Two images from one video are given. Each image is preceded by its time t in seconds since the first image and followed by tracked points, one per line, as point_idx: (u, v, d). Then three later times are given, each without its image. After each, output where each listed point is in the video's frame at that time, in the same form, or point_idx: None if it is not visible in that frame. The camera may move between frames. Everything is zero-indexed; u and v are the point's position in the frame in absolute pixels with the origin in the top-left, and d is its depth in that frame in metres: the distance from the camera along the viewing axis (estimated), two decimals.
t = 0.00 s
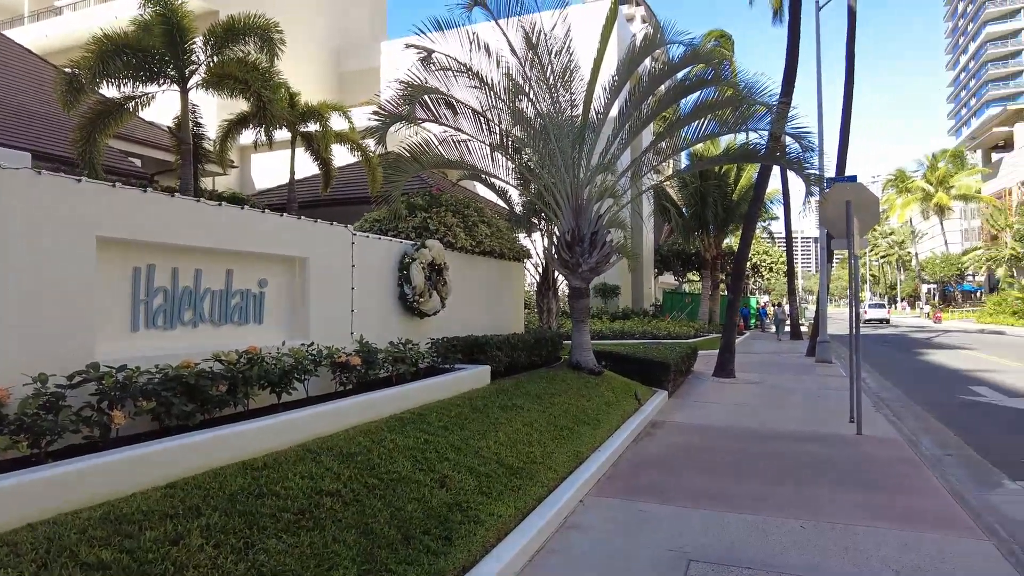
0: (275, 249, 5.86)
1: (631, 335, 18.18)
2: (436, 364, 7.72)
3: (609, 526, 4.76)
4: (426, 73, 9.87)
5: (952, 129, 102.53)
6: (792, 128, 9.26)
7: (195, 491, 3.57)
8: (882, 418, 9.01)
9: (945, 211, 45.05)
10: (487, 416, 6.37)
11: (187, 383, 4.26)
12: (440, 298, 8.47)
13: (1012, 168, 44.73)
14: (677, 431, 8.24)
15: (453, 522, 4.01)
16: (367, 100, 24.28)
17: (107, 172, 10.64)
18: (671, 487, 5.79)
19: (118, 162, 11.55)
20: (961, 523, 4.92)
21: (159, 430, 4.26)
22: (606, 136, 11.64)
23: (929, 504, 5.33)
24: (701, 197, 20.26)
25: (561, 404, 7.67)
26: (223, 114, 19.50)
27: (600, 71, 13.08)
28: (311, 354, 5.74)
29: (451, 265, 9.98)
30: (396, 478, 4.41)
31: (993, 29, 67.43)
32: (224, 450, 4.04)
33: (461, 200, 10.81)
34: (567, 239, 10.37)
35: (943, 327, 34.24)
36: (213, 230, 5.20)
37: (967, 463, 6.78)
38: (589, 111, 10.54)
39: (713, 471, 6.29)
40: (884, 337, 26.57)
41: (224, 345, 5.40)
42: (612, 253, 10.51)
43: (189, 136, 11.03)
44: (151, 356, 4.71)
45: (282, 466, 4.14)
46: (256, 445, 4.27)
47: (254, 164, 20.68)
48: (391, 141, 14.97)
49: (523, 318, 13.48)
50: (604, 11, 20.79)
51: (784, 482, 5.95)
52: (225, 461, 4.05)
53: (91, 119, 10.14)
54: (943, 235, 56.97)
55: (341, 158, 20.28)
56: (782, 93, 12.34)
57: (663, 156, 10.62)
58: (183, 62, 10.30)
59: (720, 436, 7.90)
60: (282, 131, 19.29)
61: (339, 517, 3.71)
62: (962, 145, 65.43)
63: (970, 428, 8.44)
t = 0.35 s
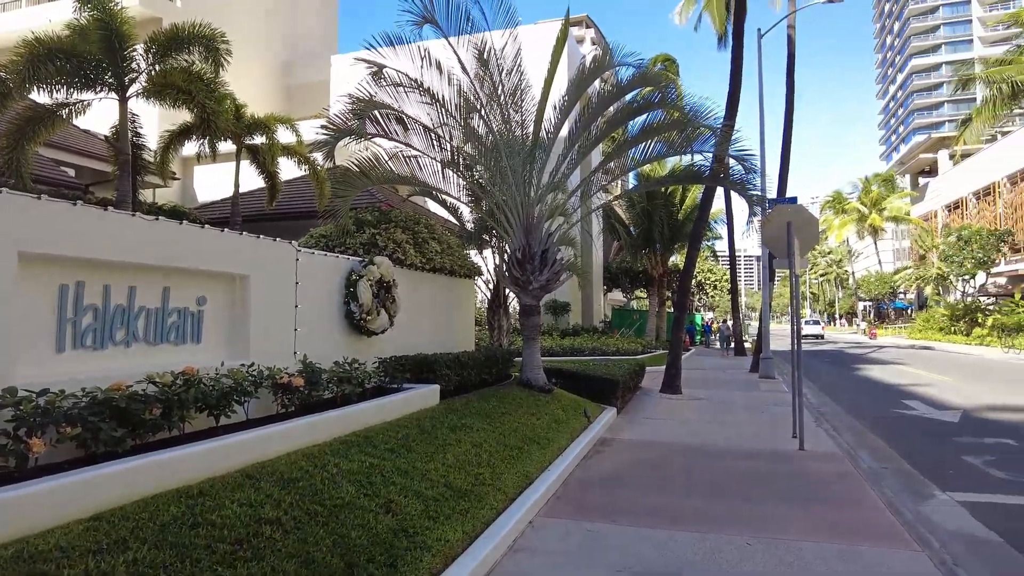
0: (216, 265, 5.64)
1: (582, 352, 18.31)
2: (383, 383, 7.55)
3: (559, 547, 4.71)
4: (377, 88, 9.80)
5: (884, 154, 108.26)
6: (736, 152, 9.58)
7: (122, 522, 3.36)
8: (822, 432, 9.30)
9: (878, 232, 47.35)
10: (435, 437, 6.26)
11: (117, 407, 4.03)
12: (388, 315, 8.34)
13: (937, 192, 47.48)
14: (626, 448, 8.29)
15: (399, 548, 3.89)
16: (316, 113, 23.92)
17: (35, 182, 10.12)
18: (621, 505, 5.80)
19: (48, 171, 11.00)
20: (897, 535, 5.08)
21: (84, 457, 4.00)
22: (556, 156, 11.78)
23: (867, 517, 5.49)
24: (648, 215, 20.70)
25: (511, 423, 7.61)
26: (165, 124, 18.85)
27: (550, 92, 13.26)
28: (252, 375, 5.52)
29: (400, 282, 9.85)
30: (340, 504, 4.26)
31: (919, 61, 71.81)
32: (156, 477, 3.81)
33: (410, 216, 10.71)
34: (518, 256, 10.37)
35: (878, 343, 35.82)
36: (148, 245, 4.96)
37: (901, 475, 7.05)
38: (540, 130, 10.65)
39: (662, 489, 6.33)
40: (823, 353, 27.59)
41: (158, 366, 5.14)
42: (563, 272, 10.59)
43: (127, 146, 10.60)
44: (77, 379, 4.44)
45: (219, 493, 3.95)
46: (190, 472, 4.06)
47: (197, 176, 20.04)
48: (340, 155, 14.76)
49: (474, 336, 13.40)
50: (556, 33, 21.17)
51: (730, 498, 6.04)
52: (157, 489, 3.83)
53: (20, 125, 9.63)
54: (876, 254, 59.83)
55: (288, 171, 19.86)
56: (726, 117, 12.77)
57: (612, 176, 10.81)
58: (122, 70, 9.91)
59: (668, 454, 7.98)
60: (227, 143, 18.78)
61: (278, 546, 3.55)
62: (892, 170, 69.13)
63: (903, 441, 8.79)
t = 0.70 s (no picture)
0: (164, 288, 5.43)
1: (539, 376, 18.29)
2: (337, 411, 7.35)
3: None
4: (336, 110, 9.74)
5: (828, 185, 113.01)
6: (689, 181, 9.84)
7: (55, 564, 3.13)
8: (775, 456, 9.46)
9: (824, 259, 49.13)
10: (391, 467, 6.09)
11: (53, 438, 3.79)
12: (343, 340, 8.17)
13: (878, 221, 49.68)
14: (584, 474, 8.25)
15: None
16: (272, 134, 23.59)
17: None
18: (581, 532, 5.76)
19: None
20: (851, 558, 5.17)
21: (14, 493, 3.73)
22: (515, 181, 11.87)
23: (821, 541, 5.57)
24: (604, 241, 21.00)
25: (469, 451, 7.49)
26: (112, 141, 18.25)
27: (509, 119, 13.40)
28: (200, 403, 5.30)
29: (357, 306, 9.67)
30: (291, 538, 4.08)
31: (859, 98, 75.57)
32: (94, 513, 3.59)
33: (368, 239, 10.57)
34: (477, 280, 10.32)
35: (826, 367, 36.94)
36: (92, 267, 4.74)
37: (852, 498, 7.20)
38: (499, 155, 10.73)
39: (621, 516, 6.30)
40: (774, 377, 28.27)
41: (99, 394, 4.88)
42: (521, 297, 10.59)
43: (71, 162, 10.21)
44: (9, 409, 4.16)
45: (162, 529, 3.74)
46: (131, 507, 3.83)
47: (145, 195, 19.42)
48: (296, 177, 14.56)
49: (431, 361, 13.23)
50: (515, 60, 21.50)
51: (689, 525, 6.04)
52: (94, 526, 3.60)
53: None
54: (822, 281, 62.02)
55: (242, 192, 19.45)
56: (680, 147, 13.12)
57: (570, 202, 10.93)
58: (68, 84, 9.58)
59: (626, 479, 7.98)
60: (178, 162, 18.29)
61: None
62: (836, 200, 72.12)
63: (853, 464, 9.00)
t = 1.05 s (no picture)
0: (116, 313, 5.21)
1: (498, 404, 18.18)
2: (293, 442, 7.12)
3: None
4: (298, 134, 9.64)
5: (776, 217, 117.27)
6: (647, 211, 10.05)
7: None
8: (733, 483, 9.60)
9: (773, 288, 50.69)
10: (351, 500, 5.91)
11: None
12: (300, 369, 7.96)
13: (825, 252, 51.59)
14: (547, 504, 8.20)
15: None
16: (228, 154, 23.16)
17: None
18: (544, 564, 5.70)
19: None
20: None
21: None
22: (477, 209, 11.90)
23: (782, 568, 5.65)
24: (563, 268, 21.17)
25: (430, 482, 7.34)
26: (58, 158, 17.60)
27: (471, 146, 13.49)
28: (150, 434, 5.06)
29: (315, 332, 9.46)
30: None
31: (805, 134, 78.98)
32: (36, 554, 3.37)
33: (327, 263, 10.39)
34: (439, 307, 10.23)
35: (776, 394, 37.84)
36: (39, 290, 4.52)
37: (809, 524, 7.34)
38: (462, 182, 10.76)
39: (585, 547, 6.26)
40: (728, 403, 28.75)
41: (41, 426, 4.61)
42: (483, 324, 10.54)
43: (12, 178, 9.80)
44: None
45: (109, 571, 3.53)
46: (75, 546, 3.61)
47: (91, 214, 18.72)
48: (253, 199, 14.30)
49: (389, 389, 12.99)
50: (477, 89, 21.77)
51: (653, 554, 6.05)
52: (36, 569, 3.37)
53: None
54: (772, 309, 63.90)
55: (194, 213, 18.95)
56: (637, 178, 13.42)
57: (531, 231, 10.99)
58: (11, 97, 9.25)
59: (589, 509, 7.95)
60: (127, 181, 17.74)
61: None
62: (784, 231, 74.73)
63: (808, 490, 9.20)
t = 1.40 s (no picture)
0: (61, 337, 4.99)
1: (454, 430, 17.98)
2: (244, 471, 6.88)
3: None
4: (257, 155, 9.50)
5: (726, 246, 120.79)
6: (604, 240, 10.21)
7: None
8: (688, 510, 9.71)
9: (724, 315, 51.98)
10: (305, 532, 5.73)
11: None
12: (253, 395, 7.72)
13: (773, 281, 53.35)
14: (504, 534, 8.12)
15: None
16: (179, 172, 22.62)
17: None
18: None
19: None
20: None
21: None
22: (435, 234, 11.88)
23: None
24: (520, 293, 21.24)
25: (386, 513, 7.18)
26: None
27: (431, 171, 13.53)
28: (93, 464, 4.82)
29: (268, 358, 9.22)
30: None
31: (754, 167, 82.04)
32: None
33: (282, 287, 10.19)
34: (396, 332, 10.08)
35: (727, 419, 38.58)
36: None
37: (762, 550, 7.48)
38: (423, 207, 10.75)
39: None
40: (681, 429, 29.17)
41: None
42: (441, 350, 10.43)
43: None
44: None
45: None
46: None
47: (31, 231, 17.93)
48: (207, 220, 13.96)
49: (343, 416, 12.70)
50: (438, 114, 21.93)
51: None
52: None
53: None
54: (723, 336, 65.43)
55: (142, 232, 18.36)
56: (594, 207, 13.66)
57: (490, 257, 11.01)
58: None
59: (547, 538, 7.91)
60: (71, 198, 17.09)
61: None
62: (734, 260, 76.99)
63: (760, 516, 9.39)
